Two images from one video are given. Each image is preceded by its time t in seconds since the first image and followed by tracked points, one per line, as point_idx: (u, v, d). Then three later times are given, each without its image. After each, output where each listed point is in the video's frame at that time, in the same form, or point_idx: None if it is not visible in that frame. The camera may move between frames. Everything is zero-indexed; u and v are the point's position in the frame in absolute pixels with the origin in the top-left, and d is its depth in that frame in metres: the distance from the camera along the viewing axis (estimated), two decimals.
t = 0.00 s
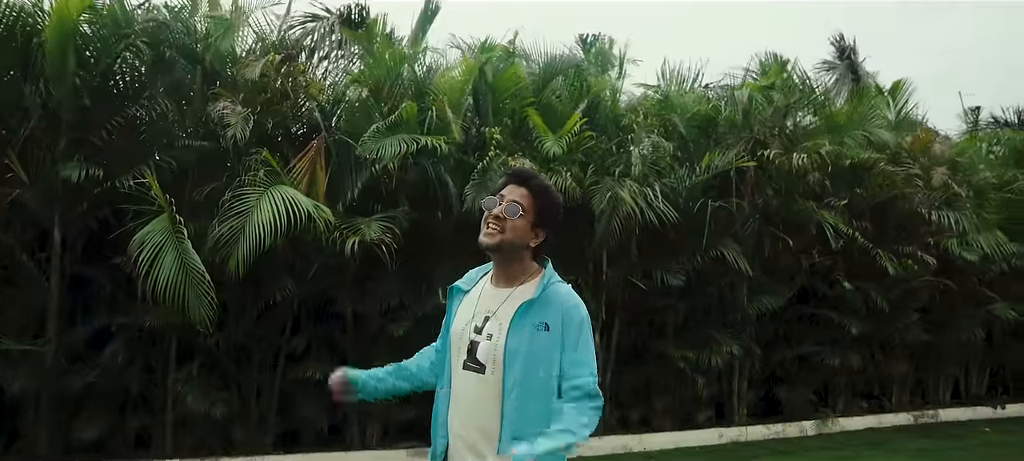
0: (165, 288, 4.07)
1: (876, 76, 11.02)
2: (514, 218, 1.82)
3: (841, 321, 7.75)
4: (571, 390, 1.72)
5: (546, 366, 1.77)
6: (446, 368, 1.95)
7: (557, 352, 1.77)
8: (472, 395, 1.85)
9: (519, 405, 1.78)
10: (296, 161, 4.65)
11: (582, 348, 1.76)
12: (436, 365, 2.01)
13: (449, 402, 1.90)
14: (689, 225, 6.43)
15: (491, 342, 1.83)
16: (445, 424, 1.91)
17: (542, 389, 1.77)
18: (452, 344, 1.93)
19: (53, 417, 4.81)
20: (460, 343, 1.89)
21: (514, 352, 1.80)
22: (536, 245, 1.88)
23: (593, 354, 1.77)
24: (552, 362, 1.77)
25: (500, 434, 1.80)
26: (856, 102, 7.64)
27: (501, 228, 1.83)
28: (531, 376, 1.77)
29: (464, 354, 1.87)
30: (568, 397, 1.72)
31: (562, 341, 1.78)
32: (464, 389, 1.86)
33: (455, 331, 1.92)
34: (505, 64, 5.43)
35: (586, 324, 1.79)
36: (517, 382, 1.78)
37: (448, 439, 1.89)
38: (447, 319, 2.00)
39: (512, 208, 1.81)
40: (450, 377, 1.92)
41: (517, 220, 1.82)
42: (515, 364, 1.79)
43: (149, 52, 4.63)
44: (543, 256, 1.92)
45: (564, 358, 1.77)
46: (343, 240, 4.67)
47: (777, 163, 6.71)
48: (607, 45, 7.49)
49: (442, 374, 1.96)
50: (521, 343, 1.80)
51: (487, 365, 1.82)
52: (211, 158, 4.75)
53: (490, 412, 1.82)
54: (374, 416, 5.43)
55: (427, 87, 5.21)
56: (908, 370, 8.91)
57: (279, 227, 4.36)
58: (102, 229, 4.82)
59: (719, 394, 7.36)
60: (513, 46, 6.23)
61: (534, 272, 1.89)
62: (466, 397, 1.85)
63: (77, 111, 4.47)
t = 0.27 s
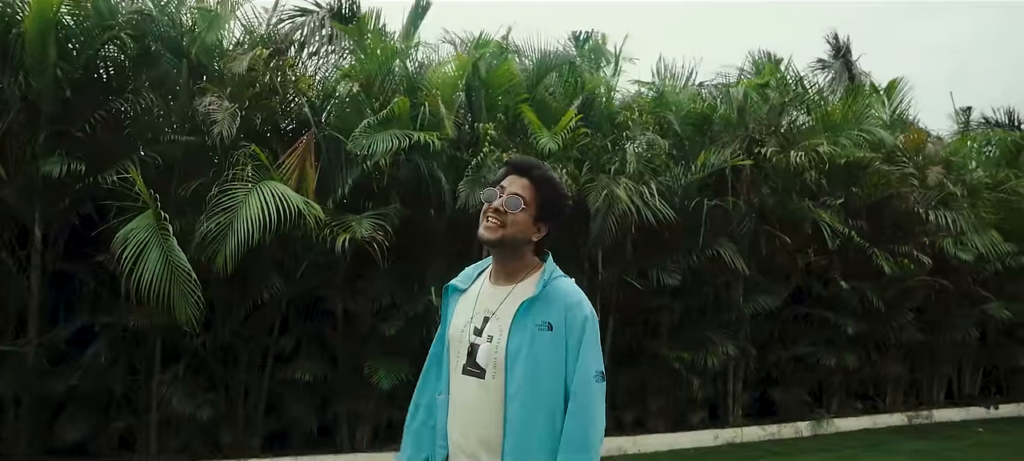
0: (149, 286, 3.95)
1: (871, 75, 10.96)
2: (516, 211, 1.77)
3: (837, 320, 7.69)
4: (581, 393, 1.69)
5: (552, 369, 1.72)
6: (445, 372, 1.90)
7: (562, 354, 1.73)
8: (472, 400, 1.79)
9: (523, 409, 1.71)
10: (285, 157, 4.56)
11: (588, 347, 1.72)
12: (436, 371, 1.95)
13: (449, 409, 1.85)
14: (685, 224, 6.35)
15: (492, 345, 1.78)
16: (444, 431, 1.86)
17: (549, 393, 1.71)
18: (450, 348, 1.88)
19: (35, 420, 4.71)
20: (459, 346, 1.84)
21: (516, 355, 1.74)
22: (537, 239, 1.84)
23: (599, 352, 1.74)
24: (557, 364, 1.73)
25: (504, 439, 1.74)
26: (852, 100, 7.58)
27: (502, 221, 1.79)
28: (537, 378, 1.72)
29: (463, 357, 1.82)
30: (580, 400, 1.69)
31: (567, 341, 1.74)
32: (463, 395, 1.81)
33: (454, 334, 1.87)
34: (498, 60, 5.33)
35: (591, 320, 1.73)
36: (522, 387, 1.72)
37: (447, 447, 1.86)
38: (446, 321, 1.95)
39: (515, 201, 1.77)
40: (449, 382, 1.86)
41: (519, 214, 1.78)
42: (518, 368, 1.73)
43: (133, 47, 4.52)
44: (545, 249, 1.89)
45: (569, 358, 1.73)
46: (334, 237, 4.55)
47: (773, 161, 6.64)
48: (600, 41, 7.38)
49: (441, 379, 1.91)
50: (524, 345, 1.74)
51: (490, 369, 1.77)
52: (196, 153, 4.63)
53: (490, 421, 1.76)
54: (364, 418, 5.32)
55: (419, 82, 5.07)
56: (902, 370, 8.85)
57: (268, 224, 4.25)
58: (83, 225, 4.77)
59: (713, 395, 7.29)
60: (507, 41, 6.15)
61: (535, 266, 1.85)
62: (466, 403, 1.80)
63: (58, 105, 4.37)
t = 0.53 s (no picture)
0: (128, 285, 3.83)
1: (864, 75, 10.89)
2: (509, 208, 1.69)
3: (831, 321, 7.62)
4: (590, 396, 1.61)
5: (557, 371, 1.64)
6: (438, 375, 1.81)
7: (566, 354, 1.64)
8: (468, 403, 1.70)
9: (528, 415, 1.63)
10: (271, 152, 4.46)
11: (593, 345, 1.63)
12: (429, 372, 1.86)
13: (443, 413, 1.76)
14: (679, 223, 6.26)
15: (489, 345, 1.69)
16: (439, 436, 1.77)
17: (554, 397, 1.63)
18: (444, 348, 1.79)
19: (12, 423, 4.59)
20: (454, 346, 1.75)
21: (517, 356, 1.66)
22: (535, 237, 1.75)
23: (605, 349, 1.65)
24: (562, 365, 1.64)
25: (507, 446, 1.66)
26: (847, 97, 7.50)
27: (496, 220, 1.70)
28: (541, 383, 1.64)
29: (459, 358, 1.73)
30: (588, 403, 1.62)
31: (569, 340, 1.65)
32: (459, 398, 1.72)
33: (448, 333, 1.78)
34: (490, 56, 5.22)
35: (595, 317, 1.65)
36: (525, 392, 1.64)
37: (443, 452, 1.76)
38: (439, 319, 1.85)
39: (507, 198, 1.69)
40: (443, 385, 1.78)
41: (512, 211, 1.69)
42: (520, 371, 1.65)
43: (113, 39, 4.40)
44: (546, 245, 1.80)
45: (574, 358, 1.64)
46: (321, 235, 4.44)
47: (767, 160, 6.56)
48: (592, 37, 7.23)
49: (433, 382, 1.82)
50: (525, 346, 1.65)
51: (488, 372, 1.68)
52: (179, 147, 4.51)
53: (489, 427, 1.67)
54: (352, 421, 5.21)
55: (409, 78, 4.96)
56: (895, 371, 8.80)
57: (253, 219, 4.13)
58: (60, 222, 4.64)
59: (705, 397, 7.22)
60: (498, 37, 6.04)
61: (534, 263, 1.76)
62: (462, 406, 1.71)
63: (35, 98, 4.28)
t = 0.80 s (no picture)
0: (110, 284, 3.72)
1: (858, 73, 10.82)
2: (499, 203, 1.64)
3: (828, 322, 7.53)
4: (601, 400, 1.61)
5: (564, 376, 1.61)
6: (432, 381, 1.72)
7: (575, 357, 1.63)
8: (468, 412, 1.65)
9: (532, 421, 1.60)
10: (260, 147, 4.35)
11: (603, 348, 1.63)
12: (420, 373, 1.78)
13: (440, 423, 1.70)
14: (676, 222, 6.17)
15: (493, 351, 1.64)
16: (435, 445, 1.71)
17: (561, 403, 1.61)
18: (439, 353, 1.72)
19: None
20: (452, 353, 1.69)
21: (519, 362, 1.62)
22: (534, 229, 1.69)
23: (612, 353, 1.65)
24: (569, 368, 1.62)
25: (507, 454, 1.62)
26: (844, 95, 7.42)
27: (489, 215, 1.64)
28: (548, 387, 1.61)
29: (459, 367, 1.67)
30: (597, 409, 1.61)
31: (579, 341, 1.63)
32: (460, 408, 1.66)
33: (445, 338, 1.70)
34: (483, 51, 5.11)
35: (606, 320, 1.64)
36: (527, 398, 1.60)
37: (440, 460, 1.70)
38: (430, 319, 1.76)
39: (496, 192, 1.63)
40: (439, 391, 1.71)
41: (503, 206, 1.64)
42: (525, 377, 1.61)
43: (97, 31, 4.29)
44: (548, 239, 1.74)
45: (584, 360, 1.63)
46: (311, 232, 4.34)
47: (764, 158, 6.46)
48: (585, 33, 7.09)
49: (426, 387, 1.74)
50: (532, 351, 1.62)
51: (488, 378, 1.63)
52: (164, 143, 4.47)
53: (489, 436, 1.64)
54: (343, 423, 5.12)
55: (401, 73, 4.86)
56: (891, 371, 8.73)
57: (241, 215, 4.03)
58: (40, 218, 4.53)
59: (701, 398, 7.14)
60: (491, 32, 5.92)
61: (536, 261, 1.71)
62: (466, 417, 1.65)
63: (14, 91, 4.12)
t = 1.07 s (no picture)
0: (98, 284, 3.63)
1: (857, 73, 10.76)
2: (488, 209, 1.57)
3: (828, 323, 7.47)
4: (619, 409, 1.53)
5: (580, 385, 1.55)
6: (435, 391, 1.64)
7: (592, 363, 1.55)
8: (476, 422, 1.58)
9: (547, 431, 1.53)
10: (253, 144, 4.26)
11: (623, 355, 1.55)
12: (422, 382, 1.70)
13: (445, 434, 1.62)
14: (675, 222, 6.12)
15: (503, 358, 1.57)
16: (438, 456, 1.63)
17: (577, 414, 1.54)
18: (444, 361, 1.64)
19: None
20: (457, 359, 1.62)
21: (532, 370, 1.56)
22: (531, 230, 1.60)
23: (631, 360, 1.57)
24: (586, 375, 1.55)
25: None
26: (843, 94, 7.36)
27: (476, 225, 1.59)
28: (562, 395, 1.54)
29: (465, 375, 1.60)
30: (613, 420, 1.53)
31: (596, 347, 1.56)
32: (465, 418, 1.59)
33: (450, 344, 1.63)
34: (481, 48, 5.03)
35: (624, 323, 1.56)
36: (541, 407, 1.54)
37: None
38: (435, 323, 1.70)
39: (483, 198, 1.58)
40: (442, 403, 1.63)
41: (491, 212, 1.57)
42: (539, 386, 1.55)
43: (86, 23, 4.19)
44: (558, 238, 1.68)
45: (601, 367, 1.56)
46: (306, 232, 4.25)
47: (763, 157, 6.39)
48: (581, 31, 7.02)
49: (428, 399, 1.65)
50: (545, 359, 1.55)
51: (500, 386, 1.57)
52: (154, 138, 4.39)
53: (500, 447, 1.57)
54: (336, 427, 5.03)
55: (397, 70, 4.77)
56: (888, 373, 8.68)
57: (233, 214, 3.94)
58: (26, 217, 4.48)
59: (699, 400, 7.07)
60: (489, 29, 5.85)
61: (547, 264, 1.64)
62: (470, 426, 1.58)
63: None
